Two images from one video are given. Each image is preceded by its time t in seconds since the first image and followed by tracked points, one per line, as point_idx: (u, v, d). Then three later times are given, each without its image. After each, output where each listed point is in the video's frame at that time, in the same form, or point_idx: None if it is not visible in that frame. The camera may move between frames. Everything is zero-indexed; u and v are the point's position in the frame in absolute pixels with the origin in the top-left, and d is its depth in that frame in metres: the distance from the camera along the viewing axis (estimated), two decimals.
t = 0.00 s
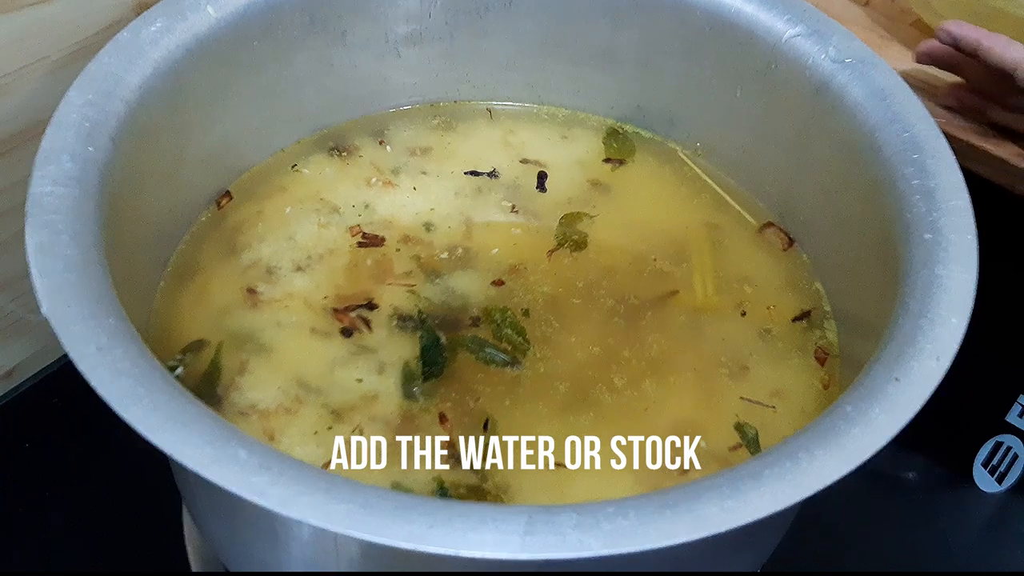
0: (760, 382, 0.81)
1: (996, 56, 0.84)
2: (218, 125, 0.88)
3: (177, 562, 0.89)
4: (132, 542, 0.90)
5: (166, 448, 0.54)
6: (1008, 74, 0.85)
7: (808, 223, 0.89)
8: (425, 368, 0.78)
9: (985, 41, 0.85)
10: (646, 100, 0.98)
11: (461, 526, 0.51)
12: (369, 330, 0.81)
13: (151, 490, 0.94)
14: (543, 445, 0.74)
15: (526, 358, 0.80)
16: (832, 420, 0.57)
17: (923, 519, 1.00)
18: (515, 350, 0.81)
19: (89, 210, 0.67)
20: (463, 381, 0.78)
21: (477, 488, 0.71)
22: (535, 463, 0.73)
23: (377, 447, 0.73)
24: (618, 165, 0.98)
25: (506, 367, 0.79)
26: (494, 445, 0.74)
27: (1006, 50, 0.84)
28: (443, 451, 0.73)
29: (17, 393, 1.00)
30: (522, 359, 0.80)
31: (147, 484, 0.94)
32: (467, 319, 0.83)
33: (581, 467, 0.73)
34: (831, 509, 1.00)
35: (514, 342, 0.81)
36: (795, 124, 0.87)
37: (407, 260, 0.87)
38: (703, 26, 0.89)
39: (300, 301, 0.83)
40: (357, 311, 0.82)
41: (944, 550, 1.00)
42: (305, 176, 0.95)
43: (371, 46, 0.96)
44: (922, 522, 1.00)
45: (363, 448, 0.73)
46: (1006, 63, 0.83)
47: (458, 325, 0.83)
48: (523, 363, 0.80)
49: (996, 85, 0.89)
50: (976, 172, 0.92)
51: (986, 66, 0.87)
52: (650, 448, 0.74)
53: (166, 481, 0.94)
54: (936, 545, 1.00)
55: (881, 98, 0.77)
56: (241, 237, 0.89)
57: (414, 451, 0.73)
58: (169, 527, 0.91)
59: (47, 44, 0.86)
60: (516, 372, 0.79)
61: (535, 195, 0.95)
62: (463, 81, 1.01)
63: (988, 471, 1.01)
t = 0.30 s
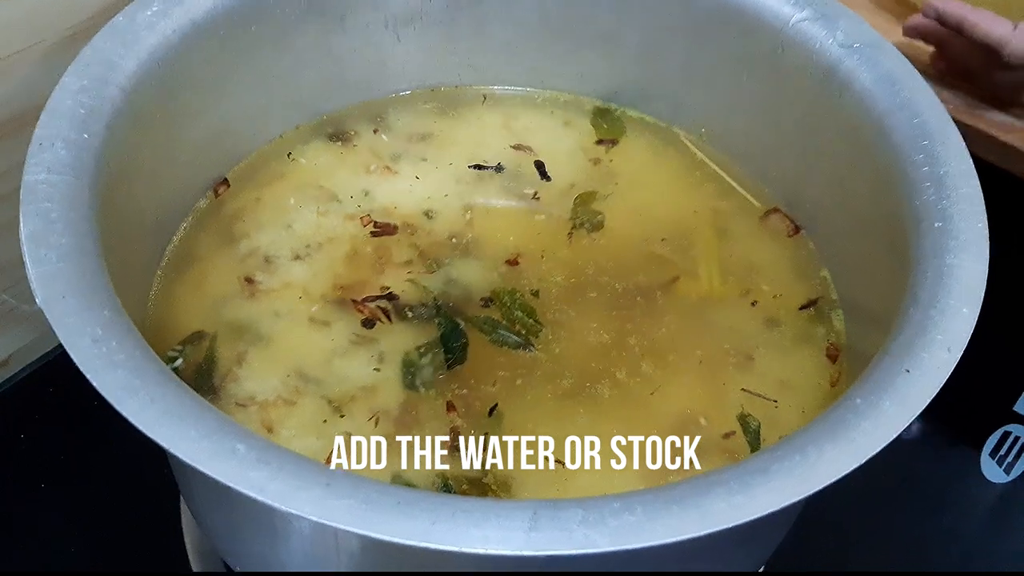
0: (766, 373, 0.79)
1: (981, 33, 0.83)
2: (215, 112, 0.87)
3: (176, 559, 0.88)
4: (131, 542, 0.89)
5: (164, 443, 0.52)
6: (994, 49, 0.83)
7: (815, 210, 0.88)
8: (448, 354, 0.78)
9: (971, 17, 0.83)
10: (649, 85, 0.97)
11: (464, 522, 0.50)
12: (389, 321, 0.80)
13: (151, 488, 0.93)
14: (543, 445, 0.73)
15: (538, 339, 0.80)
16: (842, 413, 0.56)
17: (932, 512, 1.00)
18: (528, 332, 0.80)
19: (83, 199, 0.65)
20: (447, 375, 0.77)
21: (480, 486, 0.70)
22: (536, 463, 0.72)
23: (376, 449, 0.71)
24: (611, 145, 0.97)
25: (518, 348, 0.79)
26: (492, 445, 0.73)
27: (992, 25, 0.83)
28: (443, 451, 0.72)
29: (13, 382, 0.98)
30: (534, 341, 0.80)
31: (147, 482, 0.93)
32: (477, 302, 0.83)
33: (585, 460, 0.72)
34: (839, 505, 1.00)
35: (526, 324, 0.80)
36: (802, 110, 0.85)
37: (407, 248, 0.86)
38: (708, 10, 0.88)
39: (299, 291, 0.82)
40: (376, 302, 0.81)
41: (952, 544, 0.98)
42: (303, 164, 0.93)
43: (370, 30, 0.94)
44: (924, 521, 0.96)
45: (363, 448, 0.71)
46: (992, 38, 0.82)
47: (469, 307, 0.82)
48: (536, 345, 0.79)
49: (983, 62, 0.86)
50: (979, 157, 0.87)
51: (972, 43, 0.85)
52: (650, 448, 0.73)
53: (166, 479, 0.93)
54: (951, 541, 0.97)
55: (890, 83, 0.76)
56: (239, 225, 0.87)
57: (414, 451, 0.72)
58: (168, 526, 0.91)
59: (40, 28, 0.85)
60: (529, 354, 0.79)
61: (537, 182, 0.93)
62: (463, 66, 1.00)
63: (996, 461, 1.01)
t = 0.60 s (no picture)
0: (769, 365, 0.79)
1: (980, 15, 0.84)
2: (214, 101, 0.86)
3: (176, 556, 0.87)
4: (129, 537, 0.88)
5: (162, 437, 0.52)
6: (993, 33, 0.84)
7: (819, 200, 0.87)
8: (462, 345, 0.77)
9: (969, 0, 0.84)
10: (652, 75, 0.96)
11: (466, 517, 0.49)
12: (402, 315, 0.80)
13: (151, 484, 0.92)
14: (543, 445, 0.72)
15: (545, 326, 0.79)
16: (848, 407, 0.56)
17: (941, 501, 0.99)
18: (535, 319, 0.80)
19: (81, 189, 0.64)
20: (454, 366, 0.76)
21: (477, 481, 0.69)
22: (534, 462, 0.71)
23: (375, 446, 0.71)
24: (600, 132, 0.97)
25: (526, 335, 0.79)
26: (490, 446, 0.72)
27: (990, 9, 0.84)
28: (443, 451, 0.71)
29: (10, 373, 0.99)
30: (542, 328, 0.79)
31: (147, 479, 0.92)
32: (483, 289, 0.82)
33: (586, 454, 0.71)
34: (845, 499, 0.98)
35: (532, 311, 0.80)
36: (806, 99, 0.85)
37: (408, 239, 0.86)
38: None
39: (299, 282, 0.81)
40: (389, 295, 0.81)
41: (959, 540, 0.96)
42: (303, 154, 0.92)
43: (370, 18, 0.93)
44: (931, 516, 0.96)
45: (363, 448, 0.71)
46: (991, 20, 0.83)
47: (473, 296, 0.82)
48: (543, 332, 0.79)
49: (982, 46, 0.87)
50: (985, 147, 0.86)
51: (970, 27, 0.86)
52: (650, 448, 0.72)
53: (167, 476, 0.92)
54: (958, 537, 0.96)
55: (895, 73, 0.75)
56: (238, 215, 0.87)
57: (414, 451, 0.70)
58: (168, 525, 0.89)
59: (37, 16, 0.84)
60: (537, 341, 0.78)
61: (539, 172, 0.93)
62: (464, 54, 0.99)
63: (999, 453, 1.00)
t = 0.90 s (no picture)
0: (773, 359, 0.78)
1: None
2: (213, 92, 0.85)
3: (175, 552, 0.86)
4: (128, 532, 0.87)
5: (162, 432, 0.51)
6: None
7: (823, 192, 0.86)
8: (476, 337, 0.77)
9: None
10: (656, 65, 0.95)
11: (467, 514, 0.49)
12: (414, 310, 0.79)
13: (151, 479, 0.91)
14: (543, 445, 0.71)
15: (551, 313, 0.79)
16: (855, 402, 0.55)
17: (941, 504, 0.89)
18: (541, 306, 0.79)
19: (80, 181, 0.64)
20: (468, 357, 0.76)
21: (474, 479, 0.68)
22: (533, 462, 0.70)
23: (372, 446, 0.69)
24: (588, 120, 0.96)
25: (533, 323, 0.78)
26: (486, 448, 0.70)
27: None
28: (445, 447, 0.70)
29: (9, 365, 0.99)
30: (549, 315, 0.79)
31: (146, 474, 0.92)
32: (488, 277, 0.82)
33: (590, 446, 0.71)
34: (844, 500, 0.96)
35: (538, 298, 0.80)
36: (811, 90, 0.84)
37: (409, 231, 0.85)
38: None
39: (300, 274, 0.81)
40: (401, 290, 0.80)
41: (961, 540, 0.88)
42: (303, 145, 0.92)
43: (371, 8, 0.92)
44: (934, 510, 0.90)
45: (363, 448, 0.69)
46: None
47: (472, 289, 0.81)
48: (549, 319, 0.79)
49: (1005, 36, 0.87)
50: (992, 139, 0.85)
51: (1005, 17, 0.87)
52: (650, 448, 0.71)
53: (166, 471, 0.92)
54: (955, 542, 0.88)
55: (902, 63, 0.74)
56: (238, 207, 0.86)
57: (414, 451, 0.70)
58: (168, 521, 0.89)
59: (36, 5, 0.83)
60: (545, 328, 0.78)
61: (541, 164, 0.92)
62: (466, 44, 0.98)
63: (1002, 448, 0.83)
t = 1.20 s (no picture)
0: (773, 352, 0.78)
1: None
2: (213, 85, 0.85)
3: (175, 552, 0.85)
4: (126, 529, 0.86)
5: (161, 425, 0.51)
6: None
7: (824, 185, 0.86)
8: (491, 327, 0.77)
9: None
10: (656, 58, 0.95)
11: (467, 507, 0.49)
12: (431, 304, 0.79)
13: (151, 477, 0.91)
14: (543, 445, 0.70)
15: (557, 300, 0.79)
16: (854, 395, 0.55)
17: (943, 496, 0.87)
18: (547, 294, 0.80)
19: (78, 174, 0.64)
20: (481, 347, 0.76)
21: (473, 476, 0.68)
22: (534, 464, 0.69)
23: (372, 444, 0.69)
24: (574, 110, 0.96)
25: (539, 310, 0.78)
26: (485, 448, 0.70)
27: None
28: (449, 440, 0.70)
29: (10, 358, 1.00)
30: (555, 302, 0.79)
31: (146, 472, 0.91)
32: (492, 266, 0.83)
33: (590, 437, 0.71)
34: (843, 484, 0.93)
35: (544, 286, 0.80)
36: (811, 83, 0.84)
37: (409, 224, 0.85)
38: None
39: (299, 267, 0.81)
40: (416, 284, 0.80)
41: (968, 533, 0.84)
42: (302, 138, 0.91)
43: None
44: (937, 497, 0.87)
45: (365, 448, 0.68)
46: None
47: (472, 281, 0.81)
48: (555, 307, 0.79)
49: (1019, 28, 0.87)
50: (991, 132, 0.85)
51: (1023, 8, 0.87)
52: (650, 448, 0.71)
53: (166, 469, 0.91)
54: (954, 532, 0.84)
55: (903, 55, 0.74)
56: (237, 200, 0.86)
57: (414, 450, 0.69)
58: (168, 521, 0.87)
59: None
60: (551, 316, 0.78)
61: (540, 156, 0.92)
62: (465, 37, 0.98)
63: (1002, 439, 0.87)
